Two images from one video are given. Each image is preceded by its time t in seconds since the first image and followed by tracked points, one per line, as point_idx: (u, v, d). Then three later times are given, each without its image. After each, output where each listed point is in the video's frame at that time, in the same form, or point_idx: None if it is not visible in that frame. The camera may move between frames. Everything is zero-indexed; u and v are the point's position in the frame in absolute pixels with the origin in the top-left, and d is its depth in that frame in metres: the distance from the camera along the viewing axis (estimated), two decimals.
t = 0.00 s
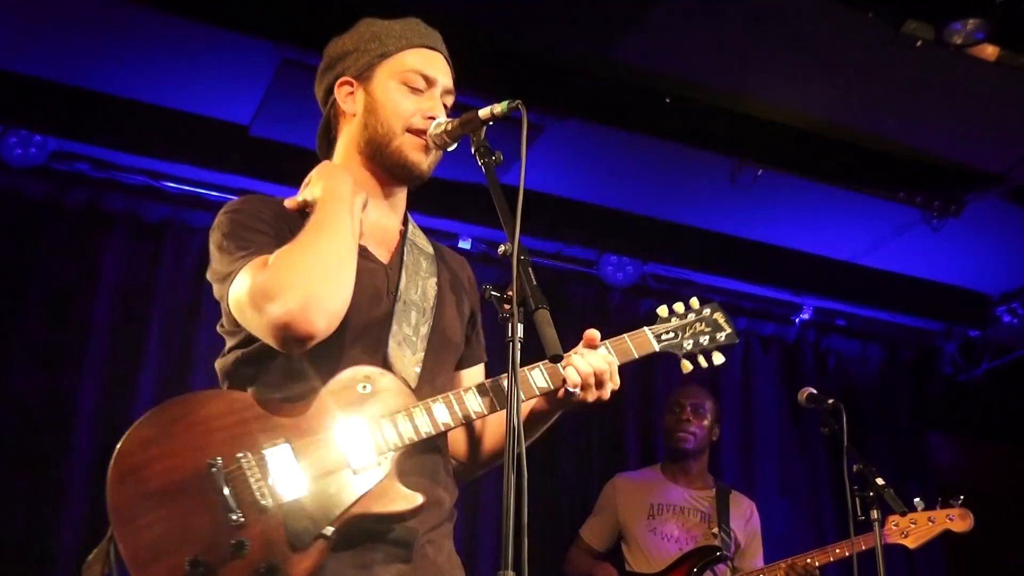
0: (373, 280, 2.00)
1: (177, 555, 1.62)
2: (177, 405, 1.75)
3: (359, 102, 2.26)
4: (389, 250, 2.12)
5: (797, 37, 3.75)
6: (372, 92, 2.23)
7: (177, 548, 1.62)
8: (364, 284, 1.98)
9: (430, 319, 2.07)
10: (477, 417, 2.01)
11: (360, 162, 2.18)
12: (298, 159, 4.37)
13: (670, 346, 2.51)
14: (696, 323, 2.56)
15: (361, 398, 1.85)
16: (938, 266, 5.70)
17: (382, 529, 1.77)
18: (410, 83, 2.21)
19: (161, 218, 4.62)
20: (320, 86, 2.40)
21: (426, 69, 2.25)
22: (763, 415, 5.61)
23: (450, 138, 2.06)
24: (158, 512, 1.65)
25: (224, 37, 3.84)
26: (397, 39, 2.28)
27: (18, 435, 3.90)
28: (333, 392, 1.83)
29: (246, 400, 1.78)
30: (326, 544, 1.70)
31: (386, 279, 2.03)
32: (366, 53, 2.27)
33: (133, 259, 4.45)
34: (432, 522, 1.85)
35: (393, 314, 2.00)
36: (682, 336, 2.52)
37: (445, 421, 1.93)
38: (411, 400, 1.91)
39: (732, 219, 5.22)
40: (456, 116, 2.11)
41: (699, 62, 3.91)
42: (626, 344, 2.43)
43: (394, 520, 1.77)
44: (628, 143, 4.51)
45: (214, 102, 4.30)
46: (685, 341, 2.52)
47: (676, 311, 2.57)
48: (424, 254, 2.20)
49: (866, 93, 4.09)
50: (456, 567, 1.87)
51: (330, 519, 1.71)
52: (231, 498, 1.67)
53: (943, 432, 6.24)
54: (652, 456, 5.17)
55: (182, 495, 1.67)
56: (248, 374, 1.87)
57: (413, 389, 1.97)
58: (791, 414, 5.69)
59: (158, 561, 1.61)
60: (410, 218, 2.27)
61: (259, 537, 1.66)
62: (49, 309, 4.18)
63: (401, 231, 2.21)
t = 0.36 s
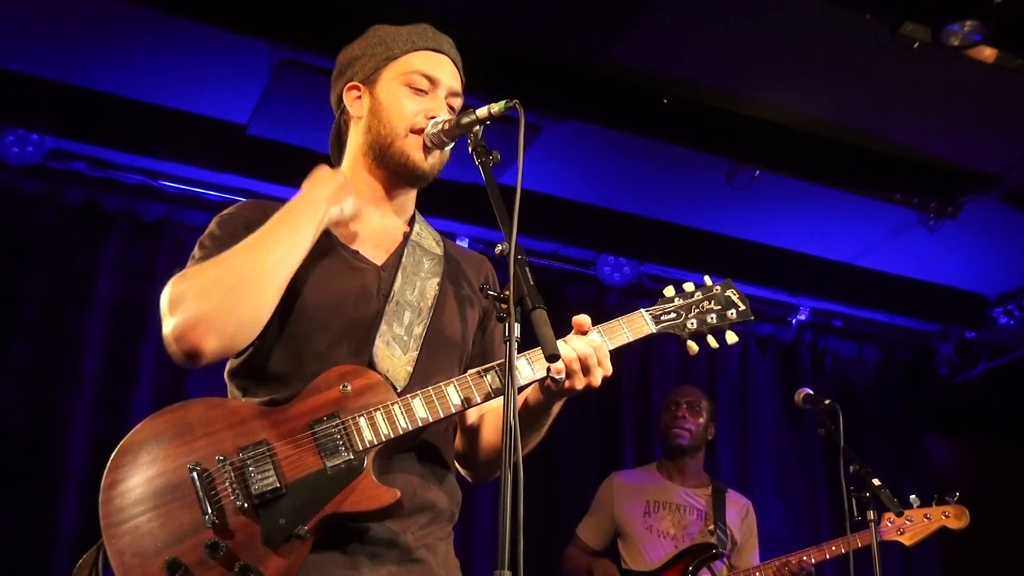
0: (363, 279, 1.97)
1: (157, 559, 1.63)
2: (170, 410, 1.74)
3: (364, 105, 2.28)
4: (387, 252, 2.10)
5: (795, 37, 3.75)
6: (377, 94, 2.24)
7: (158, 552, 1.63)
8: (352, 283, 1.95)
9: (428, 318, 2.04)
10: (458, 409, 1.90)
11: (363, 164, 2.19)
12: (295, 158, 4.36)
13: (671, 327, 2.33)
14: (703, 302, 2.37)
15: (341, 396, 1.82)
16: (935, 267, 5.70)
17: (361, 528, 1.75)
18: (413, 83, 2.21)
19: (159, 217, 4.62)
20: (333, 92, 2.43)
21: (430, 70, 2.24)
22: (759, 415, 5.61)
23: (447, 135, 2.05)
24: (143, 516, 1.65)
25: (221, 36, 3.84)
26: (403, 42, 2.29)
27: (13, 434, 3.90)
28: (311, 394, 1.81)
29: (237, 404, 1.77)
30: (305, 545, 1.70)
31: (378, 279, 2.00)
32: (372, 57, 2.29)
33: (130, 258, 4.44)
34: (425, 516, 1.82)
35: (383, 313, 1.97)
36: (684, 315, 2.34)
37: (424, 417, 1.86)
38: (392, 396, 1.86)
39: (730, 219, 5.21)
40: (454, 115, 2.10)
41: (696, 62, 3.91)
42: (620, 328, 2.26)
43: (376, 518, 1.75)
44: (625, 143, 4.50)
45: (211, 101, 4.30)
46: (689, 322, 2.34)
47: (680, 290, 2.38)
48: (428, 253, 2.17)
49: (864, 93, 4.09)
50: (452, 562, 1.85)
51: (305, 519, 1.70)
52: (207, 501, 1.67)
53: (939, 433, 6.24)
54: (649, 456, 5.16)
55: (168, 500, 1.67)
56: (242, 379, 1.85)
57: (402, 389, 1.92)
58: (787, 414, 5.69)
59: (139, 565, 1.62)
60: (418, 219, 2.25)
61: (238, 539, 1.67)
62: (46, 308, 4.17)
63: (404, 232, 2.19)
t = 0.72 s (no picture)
0: (365, 278, 1.96)
1: (165, 562, 1.64)
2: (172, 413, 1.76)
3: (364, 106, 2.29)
4: (392, 251, 2.08)
5: (794, 37, 3.75)
6: (375, 95, 2.24)
7: (165, 555, 1.65)
8: (355, 282, 1.94)
9: (429, 318, 2.04)
10: (462, 404, 1.90)
11: (362, 165, 2.20)
12: (292, 156, 4.36)
13: (669, 317, 2.33)
14: (701, 291, 2.36)
15: (344, 394, 1.81)
16: (932, 268, 5.71)
17: (365, 527, 1.74)
18: (408, 83, 2.21)
19: (157, 214, 4.62)
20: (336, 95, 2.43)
21: (425, 69, 2.23)
22: (756, 415, 5.62)
23: (445, 134, 2.05)
24: (146, 522, 1.67)
25: (219, 33, 3.84)
26: (399, 41, 2.29)
27: (10, 429, 3.90)
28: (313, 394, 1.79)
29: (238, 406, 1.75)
30: (315, 544, 1.69)
31: (382, 279, 1.99)
32: (369, 59, 2.29)
33: (128, 255, 4.44)
34: (429, 514, 1.82)
35: (387, 311, 1.95)
36: (683, 305, 2.33)
37: (428, 412, 1.86)
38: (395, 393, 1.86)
39: (727, 219, 5.22)
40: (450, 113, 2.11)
41: (695, 61, 3.91)
42: (619, 318, 2.25)
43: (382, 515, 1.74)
44: (623, 142, 4.50)
45: (209, 98, 4.30)
46: (687, 311, 2.34)
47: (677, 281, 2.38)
48: (431, 255, 2.16)
49: (863, 94, 4.09)
50: (454, 559, 1.85)
51: (312, 517, 1.69)
52: (214, 502, 1.69)
53: (936, 434, 6.24)
54: (646, 455, 5.17)
55: (172, 503, 1.69)
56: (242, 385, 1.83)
57: (404, 387, 1.92)
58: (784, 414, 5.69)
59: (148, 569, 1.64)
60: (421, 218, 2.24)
61: (246, 540, 1.68)
62: (42, 303, 4.16)
63: (409, 233, 2.18)
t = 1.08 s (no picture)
0: (359, 277, 1.96)
1: (166, 566, 1.65)
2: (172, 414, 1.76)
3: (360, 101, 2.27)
4: (384, 249, 2.08)
5: (790, 38, 3.75)
6: (372, 90, 2.23)
7: (166, 559, 1.65)
8: (350, 281, 1.94)
9: (422, 316, 2.04)
10: (458, 399, 1.91)
11: (359, 161, 2.18)
12: (289, 154, 4.36)
13: (661, 306, 2.35)
14: (691, 279, 2.39)
15: (340, 393, 1.81)
16: (928, 268, 5.72)
17: (363, 525, 1.74)
18: (407, 81, 2.20)
19: (152, 212, 4.62)
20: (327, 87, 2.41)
21: (425, 69, 2.23)
22: (751, 414, 5.62)
23: (442, 132, 2.05)
24: (146, 526, 1.68)
25: (216, 31, 3.83)
26: (398, 38, 2.28)
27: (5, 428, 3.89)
28: (309, 393, 1.79)
29: (235, 407, 1.74)
30: (317, 543, 1.69)
31: (376, 277, 1.99)
32: (368, 54, 2.28)
33: (123, 253, 4.44)
34: (425, 513, 1.82)
35: (381, 309, 1.95)
36: (675, 294, 2.35)
37: (425, 408, 1.86)
38: (392, 391, 1.86)
39: (724, 218, 5.22)
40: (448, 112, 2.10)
41: (691, 61, 3.91)
42: (612, 309, 2.26)
43: (380, 514, 1.75)
44: (620, 142, 4.50)
45: (206, 96, 4.30)
46: (679, 299, 2.36)
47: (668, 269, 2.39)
48: (422, 253, 2.15)
49: (859, 94, 4.10)
50: (450, 560, 1.84)
51: (313, 516, 1.68)
52: (213, 506, 1.66)
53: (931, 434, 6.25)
54: (641, 454, 5.17)
55: (172, 508, 1.68)
56: (236, 385, 1.82)
57: (401, 384, 1.92)
58: (780, 414, 5.70)
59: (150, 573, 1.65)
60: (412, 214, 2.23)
61: (247, 542, 1.66)
62: (37, 302, 4.15)
63: (400, 230, 2.17)
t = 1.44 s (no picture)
0: (350, 277, 1.96)
1: None
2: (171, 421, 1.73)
3: (348, 98, 2.24)
4: (372, 246, 2.08)
5: (785, 37, 3.76)
6: (363, 88, 2.21)
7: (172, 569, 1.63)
8: (342, 282, 1.94)
9: (413, 314, 2.05)
10: (462, 402, 1.94)
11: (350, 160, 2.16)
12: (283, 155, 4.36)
13: (653, 307, 2.35)
14: (679, 279, 2.38)
15: (341, 398, 1.81)
16: (922, 265, 5.71)
17: (368, 529, 1.74)
18: (400, 80, 2.20)
19: (147, 214, 4.61)
20: (304, 82, 2.37)
21: (416, 69, 2.23)
22: (748, 413, 5.62)
23: (435, 134, 2.05)
24: (151, 536, 1.65)
25: (210, 32, 3.83)
26: (386, 37, 2.27)
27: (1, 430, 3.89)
28: (311, 398, 1.79)
29: (235, 412, 1.73)
30: (324, 549, 1.67)
31: (367, 276, 1.99)
32: (356, 51, 2.25)
33: (118, 255, 4.43)
34: (424, 516, 1.82)
35: (374, 310, 1.95)
36: (665, 293, 2.35)
37: (429, 411, 1.88)
38: (392, 392, 1.87)
39: (719, 216, 5.22)
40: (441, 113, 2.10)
41: (686, 60, 3.91)
42: (607, 309, 2.27)
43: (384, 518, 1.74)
44: (615, 141, 4.50)
45: (200, 98, 4.29)
46: (669, 299, 2.36)
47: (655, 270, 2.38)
48: (407, 248, 2.16)
49: (853, 92, 4.10)
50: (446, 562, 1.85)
51: (323, 522, 1.67)
52: (220, 515, 1.65)
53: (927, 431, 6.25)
54: (638, 454, 5.17)
55: (176, 518, 1.66)
56: (230, 391, 1.80)
57: (399, 386, 1.92)
58: (776, 412, 5.70)
59: None
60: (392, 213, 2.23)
61: (255, 550, 1.64)
62: (32, 305, 4.15)
63: (384, 227, 2.17)
